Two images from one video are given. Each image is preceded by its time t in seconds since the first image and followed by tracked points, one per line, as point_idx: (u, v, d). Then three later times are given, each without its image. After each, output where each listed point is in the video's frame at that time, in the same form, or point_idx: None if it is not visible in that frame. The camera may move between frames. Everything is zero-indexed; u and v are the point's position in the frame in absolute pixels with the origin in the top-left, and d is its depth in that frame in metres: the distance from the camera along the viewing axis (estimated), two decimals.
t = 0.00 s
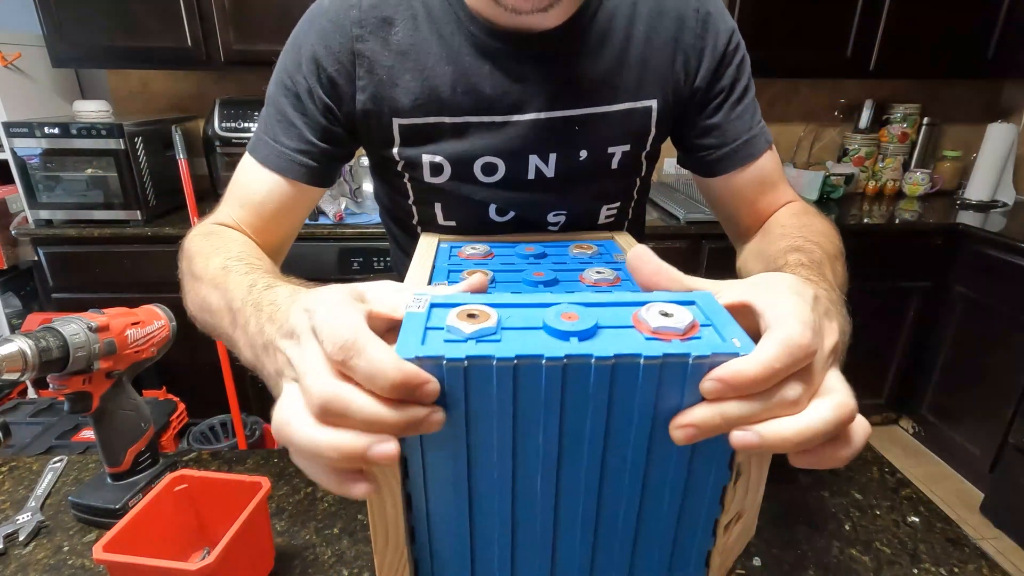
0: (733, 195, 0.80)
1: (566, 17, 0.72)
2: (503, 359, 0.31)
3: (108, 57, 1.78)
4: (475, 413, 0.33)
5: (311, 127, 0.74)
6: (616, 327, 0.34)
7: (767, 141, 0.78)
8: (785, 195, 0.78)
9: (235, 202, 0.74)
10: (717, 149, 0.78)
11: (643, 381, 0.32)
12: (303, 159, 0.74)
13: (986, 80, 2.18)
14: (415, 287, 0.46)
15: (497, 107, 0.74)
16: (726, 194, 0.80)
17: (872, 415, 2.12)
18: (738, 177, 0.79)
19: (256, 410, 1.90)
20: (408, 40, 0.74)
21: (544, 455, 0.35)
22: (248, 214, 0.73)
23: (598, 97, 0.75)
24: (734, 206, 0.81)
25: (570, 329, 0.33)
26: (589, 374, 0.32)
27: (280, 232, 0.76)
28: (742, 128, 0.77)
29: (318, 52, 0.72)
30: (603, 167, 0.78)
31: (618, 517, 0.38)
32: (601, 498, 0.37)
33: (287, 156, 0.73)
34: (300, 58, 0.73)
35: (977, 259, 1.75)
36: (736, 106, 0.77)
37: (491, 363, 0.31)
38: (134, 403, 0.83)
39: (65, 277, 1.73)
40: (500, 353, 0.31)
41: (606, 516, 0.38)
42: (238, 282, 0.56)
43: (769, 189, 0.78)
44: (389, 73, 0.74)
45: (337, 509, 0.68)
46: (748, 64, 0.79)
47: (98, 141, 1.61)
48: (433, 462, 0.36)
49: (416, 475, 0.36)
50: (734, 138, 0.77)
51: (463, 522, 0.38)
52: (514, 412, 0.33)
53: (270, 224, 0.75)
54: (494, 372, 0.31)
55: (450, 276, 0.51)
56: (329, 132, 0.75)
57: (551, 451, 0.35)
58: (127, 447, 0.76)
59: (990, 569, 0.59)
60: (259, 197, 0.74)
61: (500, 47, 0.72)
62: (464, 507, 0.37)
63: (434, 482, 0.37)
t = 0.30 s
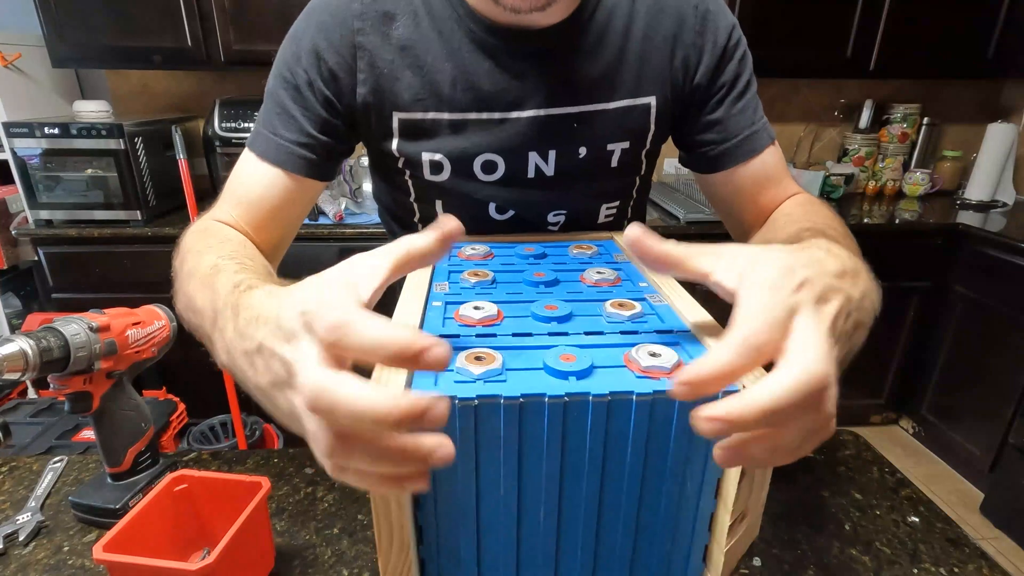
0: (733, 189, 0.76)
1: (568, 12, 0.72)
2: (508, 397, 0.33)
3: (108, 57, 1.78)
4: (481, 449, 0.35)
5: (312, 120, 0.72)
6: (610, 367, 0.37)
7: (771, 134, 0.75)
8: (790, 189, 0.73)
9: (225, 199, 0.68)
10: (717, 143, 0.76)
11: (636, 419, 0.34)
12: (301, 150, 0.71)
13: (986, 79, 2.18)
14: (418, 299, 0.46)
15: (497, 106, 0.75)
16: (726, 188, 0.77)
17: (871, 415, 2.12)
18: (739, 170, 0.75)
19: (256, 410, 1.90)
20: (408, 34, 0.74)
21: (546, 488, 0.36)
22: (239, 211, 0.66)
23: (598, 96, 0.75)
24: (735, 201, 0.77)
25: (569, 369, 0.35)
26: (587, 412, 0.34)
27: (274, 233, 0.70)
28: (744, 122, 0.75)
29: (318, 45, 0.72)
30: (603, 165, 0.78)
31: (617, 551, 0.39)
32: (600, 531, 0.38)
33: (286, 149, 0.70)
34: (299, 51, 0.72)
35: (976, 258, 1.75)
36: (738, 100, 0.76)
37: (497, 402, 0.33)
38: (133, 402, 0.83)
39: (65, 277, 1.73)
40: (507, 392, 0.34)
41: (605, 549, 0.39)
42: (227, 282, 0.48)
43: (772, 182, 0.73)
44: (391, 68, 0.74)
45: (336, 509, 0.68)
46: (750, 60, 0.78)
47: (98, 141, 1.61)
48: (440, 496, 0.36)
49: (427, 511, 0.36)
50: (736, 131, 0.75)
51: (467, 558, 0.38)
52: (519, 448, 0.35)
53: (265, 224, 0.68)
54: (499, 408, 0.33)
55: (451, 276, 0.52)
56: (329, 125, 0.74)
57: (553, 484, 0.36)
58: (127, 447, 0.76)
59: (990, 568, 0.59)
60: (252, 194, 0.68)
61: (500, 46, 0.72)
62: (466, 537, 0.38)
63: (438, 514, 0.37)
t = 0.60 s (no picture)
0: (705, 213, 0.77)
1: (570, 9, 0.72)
2: (509, 396, 0.33)
3: (108, 58, 1.78)
4: (482, 448, 0.35)
5: (336, 133, 0.73)
6: (609, 366, 0.37)
7: (738, 160, 0.76)
8: (761, 233, 0.75)
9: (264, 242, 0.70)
10: (689, 157, 0.77)
11: (635, 419, 0.34)
12: (338, 163, 0.72)
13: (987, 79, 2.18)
14: (418, 299, 0.46)
15: (495, 102, 0.75)
16: (699, 210, 0.78)
17: (872, 415, 2.12)
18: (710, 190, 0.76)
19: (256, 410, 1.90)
20: (415, 39, 0.74)
21: (546, 487, 0.36)
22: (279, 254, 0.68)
23: (596, 94, 0.75)
24: (704, 228, 0.78)
25: (568, 368, 0.35)
26: (587, 412, 0.34)
27: (309, 272, 0.70)
28: (713, 141, 0.76)
29: (331, 57, 0.73)
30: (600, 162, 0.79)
31: (616, 550, 0.39)
32: (599, 530, 0.38)
33: (319, 163, 0.71)
34: (314, 65, 0.73)
35: (976, 258, 1.75)
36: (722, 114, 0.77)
37: (498, 401, 0.33)
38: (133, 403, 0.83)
39: (65, 277, 1.73)
40: (507, 391, 0.34)
41: (605, 548, 0.39)
42: (287, 418, 0.48)
43: (746, 221, 0.74)
44: (393, 69, 0.74)
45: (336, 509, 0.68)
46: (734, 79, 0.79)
47: (98, 141, 1.61)
48: (442, 496, 0.36)
49: (428, 511, 0.36)
50: (704, 150, 0.76)
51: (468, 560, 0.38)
52: (520, 447, 0.35)
53: (303, 265, 0.69)
54: (499, 406, 0.33)
55: (451, 277, 0.52)
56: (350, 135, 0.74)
57: (553, 484, 0.36)
58: (126, 447, 0.78)
59: (989, 568, 0.59)
60: (293, 225, 0.70)
61: (500, 47, 0.73)
62: (467, 539, 0.38)
63: (440, 518, 0.36)
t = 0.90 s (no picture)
0: (692, 229, 0.82)
1: (569, 15, 0.72)
2: (507, 393, 0.33)
3: (108, 58, 1.78)
4: (482, 445, 0.35)
5: (341, 147, 0.75)
6: (608, 364, 0.37)
7: (728, 180, 0.80)
8: (739, 255, 0.81)
9: (298, 262, 0.76)
10: (685, 170, 0.80)
11: (635, 416, 0.34)
12: (349, 177, 0.75)
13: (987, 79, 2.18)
14: (418, 298, 0.46)
15: (496, 108, 0.74)
16: (686, 224, 0.83)
17: (872, 415, 2.12)
18: (700, 207, 0.81)
19: (256, 410, 1.90)
20: (410, 45, 0.74)
21: (545, 484, 0.36)
22: (313, 273, 0.74)
23: (600, 101, 0.75)
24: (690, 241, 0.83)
25: (567, 366, 0.35)
26: (586, 408, 0.34)
27: (341, 284, 0.76)
28: (707, 157, 0.79)
29: (328, 71, 0.74)
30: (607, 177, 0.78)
31: (616, 545, 0.39)
32: (598, 526, 0.38)
33: (332, 179, 0.74)
34: (314, 80, 0.75)
35: (977, 258, 1.75)
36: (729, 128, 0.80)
37: (498, 398, 0.33)
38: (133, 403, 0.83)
39: (65, 277, 1.73)
40: (506, 388, 0.34)
41: (604, 544, 0.39)
42: (339, 441, 0.53)
43: (728, 243, 0.81)
44: (395, 75, 0.74)
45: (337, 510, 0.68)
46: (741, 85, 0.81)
47: (98, 141, 1.61)
48: (441, 492, 0.36)
49: (427, 508, 0.36)
50: (697, 167, 0.80)
51: (469, 557, 0.38)
52: (519, 444, 0.35)
53: (336, 279, 0.76)
54: (498, 403, 0.33)
55: (451, 276, 0.52)
56: (356, 149, 0.76)
57: (552, 481, 0.36)
58: (127, 448, 0.76)
59: (989, 568, 0.59)
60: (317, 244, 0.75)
61: (500, 50, 0.73)
62: (468, 537, 0.38)
63: (440, 516, 0.37)
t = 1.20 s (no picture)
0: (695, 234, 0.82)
1: (575, 22, 0.72)
2: (507, 394, 0.33)
3: (108, 58, 1.78)
4: (482, 445, 0.35)
5: (344, 148, 0.75)
6: (608, 363, 0.37)
7: (733, 188, 0.80)
8: (741, 258, 0.82)
9: (298, 268, 0.76)
10: (690, 176, 0.80)
11: (634, 415, 0.34)
12: (352, 178, 0.75)
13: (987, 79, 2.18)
14: (418, 298, 0.46)
15: (499, 114, 0.74)
16: (689, 229, 0.83)
17: (872, 415, 2.12)
18: (703, 212, 0.82)
19: (256, 410, 1.91)
20: (412, 46, 0.74)
21: (545, 484, 0.36)
22: (314, 278, 0.75)
23: (603, 107, 0.75)
24: (694, 246, 0.84)
25: (567, 365, 0.35)
26: (585, 407, 0.34)
27: (344, 287, 0.77)
28: (712, 163, 0.80)
29: (331, 71, 0.74)
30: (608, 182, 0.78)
31: (615, 545, 0.39)
32: (597, 526, 0.38)
33: (334, 181, 0.75)
34: (316, 80, 0.75)
35: (977, 259, 1.75)
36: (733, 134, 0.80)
37: (497, 398, 0.33)
38: (133, 403, 0.83)
39: (65, 277, 1.73)
40: (505, 387, 0.34)
41: (604, 543, 0.39)
42: (339, 439, 0.53)
43: (731, 247, 0.81)
44: (399, 75, 0.74)
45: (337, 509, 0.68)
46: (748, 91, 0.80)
47: (98, 141, 1.61)
48: (441, 492, 0.36)
49: (426, 507, 0.36)
50: (701, 172, 0.80)
51: (469, 557, 0.38)
52: (519, 444, 0.35)
53: (338, 282, 0.76)
54: (499, 403, 0.33)
55: (451, 276, 0.52)
56: (359, 150, 0.76)
57: (552, 481, 0.36)
58: (126, 447, 0.76)
59: (989, 568, 0.59)
60: (318, 244, 0.75)
61: (502, 51, 0.72)
62: (467, 536, 0.38)
63: (439, 515, 0.37)
